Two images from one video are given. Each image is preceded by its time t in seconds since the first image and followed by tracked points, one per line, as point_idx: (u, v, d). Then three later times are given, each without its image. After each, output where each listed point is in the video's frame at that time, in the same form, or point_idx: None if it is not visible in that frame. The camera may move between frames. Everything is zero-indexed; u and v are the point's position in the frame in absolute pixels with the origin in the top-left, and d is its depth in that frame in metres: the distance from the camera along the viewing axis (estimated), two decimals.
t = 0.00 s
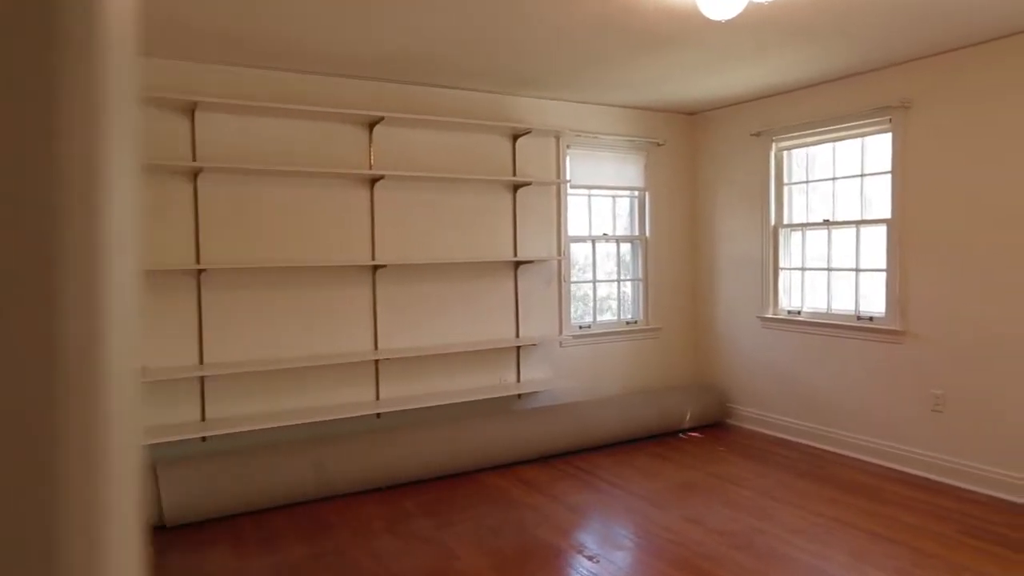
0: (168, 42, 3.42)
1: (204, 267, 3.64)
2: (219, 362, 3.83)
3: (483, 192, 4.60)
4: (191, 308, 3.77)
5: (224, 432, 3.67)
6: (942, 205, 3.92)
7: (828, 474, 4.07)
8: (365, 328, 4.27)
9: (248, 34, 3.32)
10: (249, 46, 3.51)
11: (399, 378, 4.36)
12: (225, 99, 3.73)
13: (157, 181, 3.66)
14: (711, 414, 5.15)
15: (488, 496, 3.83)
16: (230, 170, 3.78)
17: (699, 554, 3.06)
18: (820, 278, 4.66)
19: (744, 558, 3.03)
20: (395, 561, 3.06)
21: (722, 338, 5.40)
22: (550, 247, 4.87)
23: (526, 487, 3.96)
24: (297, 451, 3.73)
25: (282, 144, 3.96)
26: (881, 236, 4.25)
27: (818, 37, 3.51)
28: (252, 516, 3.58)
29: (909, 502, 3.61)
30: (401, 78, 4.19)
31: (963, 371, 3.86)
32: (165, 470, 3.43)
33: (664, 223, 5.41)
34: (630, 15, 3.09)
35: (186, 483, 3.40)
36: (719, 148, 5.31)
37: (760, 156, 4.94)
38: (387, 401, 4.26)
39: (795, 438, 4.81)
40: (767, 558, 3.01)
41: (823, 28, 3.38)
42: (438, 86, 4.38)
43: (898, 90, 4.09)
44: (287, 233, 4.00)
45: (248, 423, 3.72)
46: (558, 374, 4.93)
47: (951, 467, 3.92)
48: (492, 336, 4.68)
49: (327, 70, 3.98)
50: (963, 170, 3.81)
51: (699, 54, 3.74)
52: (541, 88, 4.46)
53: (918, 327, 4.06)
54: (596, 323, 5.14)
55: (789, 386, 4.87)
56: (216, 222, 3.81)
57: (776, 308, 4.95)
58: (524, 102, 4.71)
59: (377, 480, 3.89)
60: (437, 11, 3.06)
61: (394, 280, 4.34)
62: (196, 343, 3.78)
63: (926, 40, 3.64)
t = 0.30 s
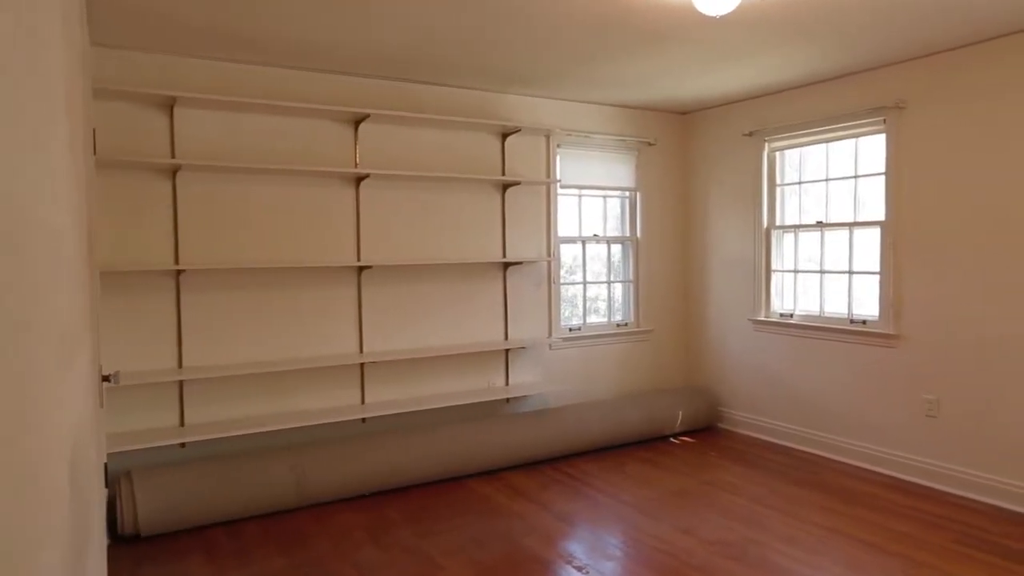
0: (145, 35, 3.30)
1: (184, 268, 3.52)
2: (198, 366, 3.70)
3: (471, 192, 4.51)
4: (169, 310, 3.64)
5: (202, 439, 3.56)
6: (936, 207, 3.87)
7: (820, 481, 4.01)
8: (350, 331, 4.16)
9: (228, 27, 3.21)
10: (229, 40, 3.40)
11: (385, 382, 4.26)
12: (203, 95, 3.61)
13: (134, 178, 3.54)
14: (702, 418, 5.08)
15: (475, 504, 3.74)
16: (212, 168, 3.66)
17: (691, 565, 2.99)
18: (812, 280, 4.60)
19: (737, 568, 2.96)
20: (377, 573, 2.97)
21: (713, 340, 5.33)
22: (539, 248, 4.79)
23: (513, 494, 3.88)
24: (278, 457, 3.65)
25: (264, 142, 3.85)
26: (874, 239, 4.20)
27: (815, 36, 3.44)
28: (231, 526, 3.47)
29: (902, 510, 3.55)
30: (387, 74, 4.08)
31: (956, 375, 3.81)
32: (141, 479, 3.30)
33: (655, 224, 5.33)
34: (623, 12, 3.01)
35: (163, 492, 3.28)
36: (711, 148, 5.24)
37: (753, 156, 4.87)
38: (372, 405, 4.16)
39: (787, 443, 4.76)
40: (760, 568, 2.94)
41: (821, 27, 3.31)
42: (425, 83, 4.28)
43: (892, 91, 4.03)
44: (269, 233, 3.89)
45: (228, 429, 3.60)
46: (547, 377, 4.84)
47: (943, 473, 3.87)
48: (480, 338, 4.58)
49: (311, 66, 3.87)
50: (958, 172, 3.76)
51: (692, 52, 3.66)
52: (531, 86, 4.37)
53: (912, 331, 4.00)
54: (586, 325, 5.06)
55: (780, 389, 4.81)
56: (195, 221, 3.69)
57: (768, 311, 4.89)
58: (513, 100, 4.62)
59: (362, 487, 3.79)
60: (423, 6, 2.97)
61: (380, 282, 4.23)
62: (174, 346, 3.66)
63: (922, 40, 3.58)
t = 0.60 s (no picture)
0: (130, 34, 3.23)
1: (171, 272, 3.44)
2: (185, 373, 3.62)
3: (464, 196, 4.44)
4: (155, 315, 3.56)
5: (188, 447, 3.48)
6: (935, 212, 3.82)
7: (818, 490, 3.95)
8: (340, 336, 4.08)
9: (216, 27, 3.14)
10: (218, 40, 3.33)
11: (376, 389, 4.18)
12: (190, 95, 3.53)
13: (120, 180, 3.46)
14: (698, 424, 5.02)
15: (467, 514, 3.67)
16: (199, 170, 3.58)
17: None
18: (810, 285, 4.55)
19: None
20: None
21: (709, 346, 5.27)
22: (533, 253, 4.72)
23: (506, 503, 3.80)
24: (266, 466, 3.58)
25: (254, 144, 3.78)
26: (872, 244, 4.14)
27: (814, 37, 3.38)
28: (217, 537, 3.39)
29: (902, 521, 3.49)
30: (379, 76, 4.02)
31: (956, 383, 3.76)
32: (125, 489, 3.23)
33: (651, 228, 5.28)
34: (619, 11, 2.96)
35: (147, 501, 3.21)
36: (707, 152, 5.18)
37: (750, 160, 4.82)
38: (363, 413, 4.08)
39: (784, 451, 4.70)
40: None
41: (821, 28, 3.26)
42: (417, 84, 4.22)
43: (890, 95, 3.99)
44: (258, 236, 3.81)
45: (215, 436, 3.52)
46: (541, 384, 4.77)
47: (943, 482, 3.81)
48: (473, 344, 4.51)
49: (302, 67, 3.80)
50: (957, 177, 3.71)
51: (688, 54, 3.61)
52: (525, 88, 4.31)
53: (910, 337, 3.95)
54: (581, 330, 5.00)
55: (777, 396, 4.75)
56: (183, 224, 3.61)
57: (765, 317, 4.83)
58: (507, 102, 4.56)
59: (352, 496, 3.71)
60: (415, 7, 2.91)
61: (371, 287, 4.16)
62: (160, 352, 3.58)
63: (921, 43, 3.53)
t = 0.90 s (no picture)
0: (115, 38, 3.17)
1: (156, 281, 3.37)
2: (169, 383, 3.55)
3: (457, 202, 4.38)
4: (140, 325, 3.49)
5: (173, 459, 3.40)
6: (934, 219, 3.77)
7: (815, 501, 3.89)
8: (330, 345, 4.01)
9: (202, 30, 3.09)
10: (204, 43, 3.27)
11: (367, 398, 4.11)
12: (179, 99, 3.46)
13: (104, 187, 3.39)
14: (694, 434, 4.96)
15: (458, 527, 3.60)
16: (187, 175, 3.51)
17: None
18: (806, 293, 4.50)
19: None
20: None
21: (705, 354, 5.22)
22: (527, 260, 4.67)
23: (499, 516, 3.73)
24: (253, 478, 3.50)
25: (242, 149, 3.71)
26: (870, 251, 4.10)
27: (809, 41, 3.34)
28: (202, 552, 3.31)
29: (901, 533, 3.43)
30: (371, 81, 3.96)
31: (954, 392, 3.70)
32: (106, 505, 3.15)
33: (646, 235, 5.23)
34: (611, 15, 2.91)
35: (130, 517, 3.12)
36: (703, 158, 5.14)
37: (746, 166, 4.78)
38: (353, 423, 4.01)
39: (780, 460, 4.64)
40: None
41: (818, 33, 3.21)
42: (409, 89, 4.16)
43: (887, 100, 3.95)
44: (246, 244, 3.74)
45: (201, 449, 3.45)
46: (535, 393, 4.71)
47: (942, 493, 3.75)
48: (466, 353, 4.45)
49: (291, 71, 3.74)
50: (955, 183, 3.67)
51: (682, 59, 3.57)
52: (519, 93, 4.26)
53: (908, 346, 3.90)
54: (575, 338, 4.94)
55: (774, 405, 4.70)
56: (170, 232, 3.54)
57: (761, 324, 4.78)
58: (500, 108, 4.51)
59: (341, 508, 3.64)
60: (403, 10, 2.85)
61: (362, 295, 4.09)
62: (145, 361, 3.51)
63: (918, 48, 3.49)
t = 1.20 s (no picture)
0: (94, 44, 3.11)
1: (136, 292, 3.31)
2: (150, 396, 3.48)
3: (445, 211, 4.34)
4: (120, 337, 3.42)
5: (154, 474, 3.33)
6: (925, 228, 3.75)
7: (808, 513, 3.85)
8: (316, 357, 3.95)
9: (183, 36, 3.03)
10: (186, 50, 3.22)
11: (353, 410, 4.05)
12: (161, 107, 3.40)
13: (83, 196, 3.33)
14: (686, 444, 4.91)
15: (445, 541, 3.54)
16: (169, 184, 3.46)
17: None
18: (798, 302, 4.46)
19: None
20: None
21: (697, 363, 5.17)
22: (517, 269, 4.62)
23: (487, 529, 3.68)
24: (236, 493, 3.43)
25: (226, 158, 3.66)
26: (861, 260, 4.07)
27: (798, 49, 3.31)
28: (183, 569, 3.24)
29: (894, 546, 3.39)
30: (357, 88, 3.92)
31: (947, 403, 3.67)
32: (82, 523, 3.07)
33: (637, 243, 5.19)
34: (598, 21, 2.87)
35: (107, 535, 3.05)
36: (694, 166, 5.11)
37: (736, 174, 4.75)
38: (340, 435, 3.95)
39: (773, 471, 4.59)
40: None
41: (808, 40, 3.18)
42: (396, 97, 4.11)
43: (877, 108, 3.93)
44: (230, 254, 3.69)
45: (182, 463, 3.38)
46: (525, 403, 4.65)
47: (934, 504, 3.71)
48: (454, 363, 4.39)
49: (276, 79, 3.69)
50: (947, 191, 3.64)
51: (670, 66, 3.54)
52: (507, 101, 4.22)
53: (900, 355, 3.87)
54: (566, 348, 4.89)
55: (766, 415, 4.66)
56: (151, 242, 3.48)
57: (753, 333, 4.74)
58: (489, 116, 4.47)
59: (326, 523, 3.57)
60: (387, 17, 2.81)
61: (349, 305, 4.03)
62: (125, 374, 3.44)
63: (907, 56, 3.47)
